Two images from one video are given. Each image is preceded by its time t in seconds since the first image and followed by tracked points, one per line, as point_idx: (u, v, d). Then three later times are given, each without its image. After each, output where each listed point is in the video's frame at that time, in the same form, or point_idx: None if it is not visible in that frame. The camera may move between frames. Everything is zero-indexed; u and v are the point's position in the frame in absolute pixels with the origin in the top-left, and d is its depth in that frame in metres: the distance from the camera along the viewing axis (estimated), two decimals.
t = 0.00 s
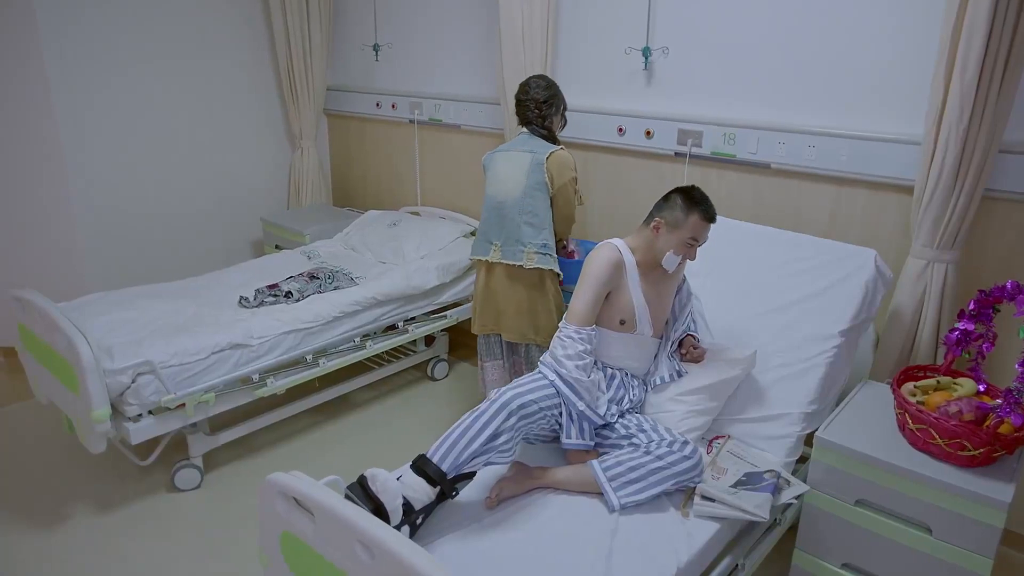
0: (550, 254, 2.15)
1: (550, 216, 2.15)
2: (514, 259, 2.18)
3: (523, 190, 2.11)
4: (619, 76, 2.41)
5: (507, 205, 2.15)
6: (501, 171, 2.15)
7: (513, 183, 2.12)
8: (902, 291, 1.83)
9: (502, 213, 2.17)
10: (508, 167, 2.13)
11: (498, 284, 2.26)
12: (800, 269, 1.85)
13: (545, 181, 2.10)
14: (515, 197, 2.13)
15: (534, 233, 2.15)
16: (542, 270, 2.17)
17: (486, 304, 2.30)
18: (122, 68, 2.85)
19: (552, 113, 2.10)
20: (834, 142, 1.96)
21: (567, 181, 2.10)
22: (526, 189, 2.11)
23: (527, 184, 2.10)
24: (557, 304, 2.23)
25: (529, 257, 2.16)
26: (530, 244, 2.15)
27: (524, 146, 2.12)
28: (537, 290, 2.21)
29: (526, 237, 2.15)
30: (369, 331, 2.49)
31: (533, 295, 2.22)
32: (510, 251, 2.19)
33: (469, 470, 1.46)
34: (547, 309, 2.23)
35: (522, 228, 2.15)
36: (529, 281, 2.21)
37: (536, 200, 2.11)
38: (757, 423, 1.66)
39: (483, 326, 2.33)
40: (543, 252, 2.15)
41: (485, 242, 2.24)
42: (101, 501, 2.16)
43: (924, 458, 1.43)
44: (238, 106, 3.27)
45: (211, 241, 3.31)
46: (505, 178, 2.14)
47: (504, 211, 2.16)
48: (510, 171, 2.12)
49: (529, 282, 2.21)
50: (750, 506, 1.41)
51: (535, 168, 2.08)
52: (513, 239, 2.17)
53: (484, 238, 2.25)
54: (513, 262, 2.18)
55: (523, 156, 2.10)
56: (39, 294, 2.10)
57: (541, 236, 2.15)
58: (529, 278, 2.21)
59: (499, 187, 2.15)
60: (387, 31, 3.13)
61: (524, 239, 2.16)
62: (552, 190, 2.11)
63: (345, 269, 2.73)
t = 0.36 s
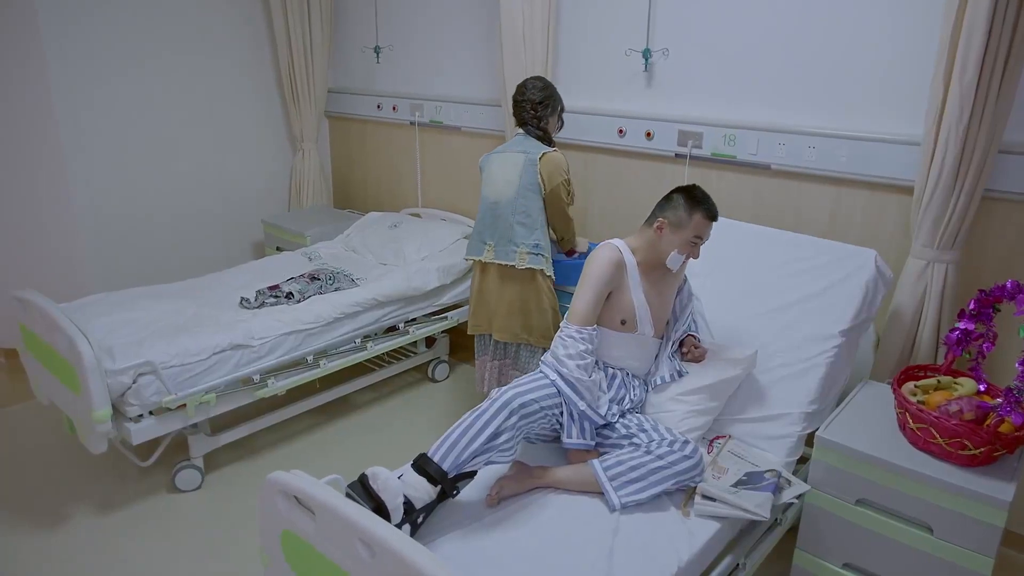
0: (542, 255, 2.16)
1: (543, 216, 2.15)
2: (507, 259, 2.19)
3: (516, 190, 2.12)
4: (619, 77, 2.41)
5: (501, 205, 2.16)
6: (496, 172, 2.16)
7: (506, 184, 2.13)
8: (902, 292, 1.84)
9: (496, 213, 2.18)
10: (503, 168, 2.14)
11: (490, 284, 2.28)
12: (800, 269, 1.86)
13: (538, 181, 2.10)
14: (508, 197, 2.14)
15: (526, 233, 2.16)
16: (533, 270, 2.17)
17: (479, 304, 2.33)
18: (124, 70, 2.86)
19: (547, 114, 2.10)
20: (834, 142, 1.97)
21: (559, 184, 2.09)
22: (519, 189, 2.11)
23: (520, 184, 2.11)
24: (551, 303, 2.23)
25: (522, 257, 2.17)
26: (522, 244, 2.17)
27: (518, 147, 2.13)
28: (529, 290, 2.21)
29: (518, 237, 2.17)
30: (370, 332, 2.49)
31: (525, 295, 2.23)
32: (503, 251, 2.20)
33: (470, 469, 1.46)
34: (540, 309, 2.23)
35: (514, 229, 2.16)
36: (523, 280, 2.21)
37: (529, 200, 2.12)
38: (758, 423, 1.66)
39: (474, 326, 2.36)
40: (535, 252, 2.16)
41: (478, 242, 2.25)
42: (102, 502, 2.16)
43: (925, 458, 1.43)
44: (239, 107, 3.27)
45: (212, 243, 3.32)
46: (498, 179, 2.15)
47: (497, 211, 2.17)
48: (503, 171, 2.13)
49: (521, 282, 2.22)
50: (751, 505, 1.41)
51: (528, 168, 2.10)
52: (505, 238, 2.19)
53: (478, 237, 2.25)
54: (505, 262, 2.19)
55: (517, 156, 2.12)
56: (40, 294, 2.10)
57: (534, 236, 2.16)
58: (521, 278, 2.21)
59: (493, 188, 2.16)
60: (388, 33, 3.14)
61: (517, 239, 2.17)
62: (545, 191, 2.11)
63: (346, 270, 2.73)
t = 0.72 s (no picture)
0: (542, 255, 2.16)
1: (543, 216, 2.16)
2: (507, 259, 2.20)
3: (516, 190, 2.12)
4: (619, 78, 2.42)
5: (501, 205, 2.16)
6: (495, 172, 2.16)
7: (506, 184, 2.13)
8: (903, 292, 1.84)
9: (496, 214, 2.18)
10: (502, 168, 2.14)
11: (490, 284, 2.28)
12: (800, 269, 1.86)
13: (537, 182, 2.11)
14: (508, 198, 2.14)
15: (526, 233, 2.16)
16: (533, 270, 2.18)
17: (479, 304, 2.33)
18: (126, 71, 2.87)
19: (544, 113, 2.10)
20: (834, 143, 1.97)
21: (560, 183, 2.10)
22: (519, 190, 2.12)
23: (520, 185, 2.11)
24: (548, 304, 2.23)
25: (522, 257, 2.17)
26: (522, 245, 2.17)
27: (517, 147, 2.13)
28: (529, 290, 2.22)
29: (518, 237, 2.17)
30: (371, 332, 2.50)
31: (526, 295, 2.23)
32: (503, 252, 2.20)
33: (472, 467, 1.47)
34: (540, 309, 2.23)
35: (515, 229, 2.16)
36: (523, 280, 2.22)
37: (529, 200, 2.13)
38: (759, 423, 1.67)
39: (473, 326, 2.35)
40: (535, 252, 2.16)
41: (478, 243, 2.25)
42: (103, 502, 2.16)
43: (926, 457, 1.44)
44: (240, 109, 3.28)
45: (213, 244, 3.32)
46: (497, 180, 2.15)
47: (497, 212, 2.18)
48: (503, 172, 2.14)
49: (522, 282, 2.22)
50: (752, 504, 1.41)
51: (528, 168, 2.10)
52: (505, 239, 2.19)
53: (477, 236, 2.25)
54: (505, 262, 2.20)
55: (517, 156, 2.12)
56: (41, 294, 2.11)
57: (534, 237, 2.16)
58: (522, 278, 2.21)
59: (493, 188, 2.16)
60: (389, 35, 3.15)
61: (517, 239, 2.17)
62: (545, 190, 2.11)
63: (347, 271, 2.74)
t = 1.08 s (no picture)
0: (540, 254, 2.18)
1: (539, 217, 2.16)
2: (504, 261, 2.20)
3: (511, 191, 2.13)
4: (619, 79, 2.43)
5: (497, 206, 2.16)
6: (491, 173, 2.17)
7: (502, 185, 2.14)
8: (903, 292, 1.84)
9: (493, 215, 2.19)
10: (497, 169, 2.15)
11: (490, 288, 2.27)
12: (800, 269, 1.86)
13: (533, 182, 2.12)
14: (504, 199, 2.14)
15: (523, 234, 2.17)
16: (531, 270, 2.18)
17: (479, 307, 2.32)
18: (127, 72, 2.88)
19: (537, 112, 2.12)
20: (835, 144, 1.98)
21: (555, 181, 2.11)
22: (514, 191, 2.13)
23: (515, 186, 2.12)
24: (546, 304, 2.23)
25: (520, 258, 2.18)
26: (519, 246, 2.17)
27: (511, 147, 2.14)
28: (527, 290, 2.22)
29: (515, 238, 2.17)
30: (372, 333, 2.50)
31: (524, 296, 2.23)
32: (500, 254, 2.20)
33: (473, 466, 1.47)
34: (538, 308, 2.23)
35: (512, 230, 2.17)
36: (520, 281, 2.21)
37: (524, 201, 2.13)
38: (760, 423, 1.67)
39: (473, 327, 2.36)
40: (532, 253, 2.17)
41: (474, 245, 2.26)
42: (104, 502, 2.17)
43: (926, 457, 1.44)
44: (242, 110, 3.29)
45: (214, 245, 3.33)
46: (493, 181, 2.16)
47: (494, 213, 2.18)
48: (498, 173, 2.14)
49: (519, 282, 2.22)
50: (753, 502, 1.41)
51: (522, 168, 2.10)
52: (502, 241, 2.19)
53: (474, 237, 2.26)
54: (502, 264, 2.20)
55: (512, 157, 2.12)
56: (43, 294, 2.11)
57: (531, 237, 2.17)
58: (519, 278, 2.21)
59: (491, 189, 2.16)
60: (390, 36, 3.16)
61: (513, 240, 2.18)
62: (541, 190, 2.13)
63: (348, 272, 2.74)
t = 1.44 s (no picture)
0: (538, 256, 2.18)
1: (536, 218, 2.17)
2: (502, 264, 2.20)
3: (507, 194, 2.12)
4: (619, 80, 2.43)
5: (493, 209, 2.16)
6: (484, 176, 2.16)
7: (497, 187, 2.13)
8: (904, 292, 1.84)
9: (489, 218, 2.19)
10: (492, 171, 2.14)
11: (489, 291, 2.27)
12: (800, 269, 1.86)
13: (527, 184, 2.11)
14: (500, 201, 2.14)
15: (521, 237, 2.17)
16: (529, 272, 2.19)
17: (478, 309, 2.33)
18: (128, 73, 2.89)
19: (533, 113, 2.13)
20: (835, 145, 1.98)
21: (550, 181, 2.09)
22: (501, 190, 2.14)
23: (511, 188, 2.11)
24: (542, 305, 2.23)
25: (518, 261, 2.18)
26: (516, 248, 2.18)
27: (505, 148, 2.12)
28: (526, 293, 2.22)
29: (513, 241, 2.18)
30: (373, 333, 2.50)
31: (522, 298, 2.23)
32: (498, 257, 2.20)
33: (473, 464, 1.47)
34: (537, 311, 2.23)
35: (509, 233, 2.17)
36: (516, 283, 2.22)
37: (520, 203, 2.13)
38: (761, 422, 1.67)
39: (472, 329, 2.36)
40: (531, 254, 2.18)
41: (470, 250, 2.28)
42: (104, 503, 2.16)
43: (927, 456, 1.44)
44: (242, 111, 3.29)
45: (215, 246, 3.33)
46: (488, 184, 2.16)
47: (490, 217, 2.18)
48: (493, 175, 2.14)
49: (518, 285, 2.22)
50: (753, 502, 1.42)
51: (516, 170, 2.09)
52: (500, 244, 2.19)
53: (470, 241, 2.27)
54: (501, 267, 2.20)
55: (506, 159, 2.11)
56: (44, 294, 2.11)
57: (529, 238, 2.17)
58: (518, 281, 2.21)
59: (485, 193, 2.17)
60: (391, 38, 3.16)
61: (511, 243, 2.18)
62: (535, 191, 2.11)
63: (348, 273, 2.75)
